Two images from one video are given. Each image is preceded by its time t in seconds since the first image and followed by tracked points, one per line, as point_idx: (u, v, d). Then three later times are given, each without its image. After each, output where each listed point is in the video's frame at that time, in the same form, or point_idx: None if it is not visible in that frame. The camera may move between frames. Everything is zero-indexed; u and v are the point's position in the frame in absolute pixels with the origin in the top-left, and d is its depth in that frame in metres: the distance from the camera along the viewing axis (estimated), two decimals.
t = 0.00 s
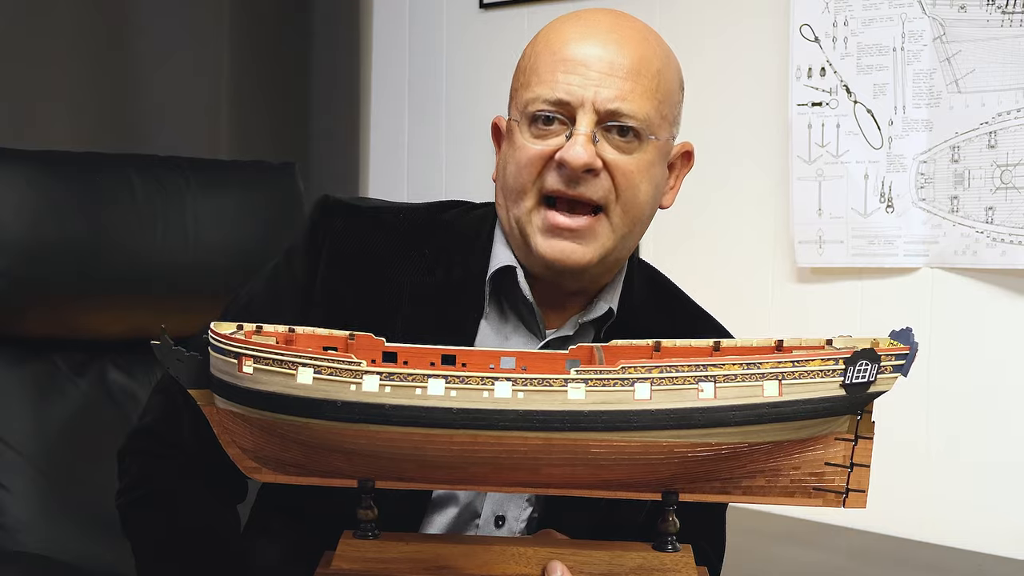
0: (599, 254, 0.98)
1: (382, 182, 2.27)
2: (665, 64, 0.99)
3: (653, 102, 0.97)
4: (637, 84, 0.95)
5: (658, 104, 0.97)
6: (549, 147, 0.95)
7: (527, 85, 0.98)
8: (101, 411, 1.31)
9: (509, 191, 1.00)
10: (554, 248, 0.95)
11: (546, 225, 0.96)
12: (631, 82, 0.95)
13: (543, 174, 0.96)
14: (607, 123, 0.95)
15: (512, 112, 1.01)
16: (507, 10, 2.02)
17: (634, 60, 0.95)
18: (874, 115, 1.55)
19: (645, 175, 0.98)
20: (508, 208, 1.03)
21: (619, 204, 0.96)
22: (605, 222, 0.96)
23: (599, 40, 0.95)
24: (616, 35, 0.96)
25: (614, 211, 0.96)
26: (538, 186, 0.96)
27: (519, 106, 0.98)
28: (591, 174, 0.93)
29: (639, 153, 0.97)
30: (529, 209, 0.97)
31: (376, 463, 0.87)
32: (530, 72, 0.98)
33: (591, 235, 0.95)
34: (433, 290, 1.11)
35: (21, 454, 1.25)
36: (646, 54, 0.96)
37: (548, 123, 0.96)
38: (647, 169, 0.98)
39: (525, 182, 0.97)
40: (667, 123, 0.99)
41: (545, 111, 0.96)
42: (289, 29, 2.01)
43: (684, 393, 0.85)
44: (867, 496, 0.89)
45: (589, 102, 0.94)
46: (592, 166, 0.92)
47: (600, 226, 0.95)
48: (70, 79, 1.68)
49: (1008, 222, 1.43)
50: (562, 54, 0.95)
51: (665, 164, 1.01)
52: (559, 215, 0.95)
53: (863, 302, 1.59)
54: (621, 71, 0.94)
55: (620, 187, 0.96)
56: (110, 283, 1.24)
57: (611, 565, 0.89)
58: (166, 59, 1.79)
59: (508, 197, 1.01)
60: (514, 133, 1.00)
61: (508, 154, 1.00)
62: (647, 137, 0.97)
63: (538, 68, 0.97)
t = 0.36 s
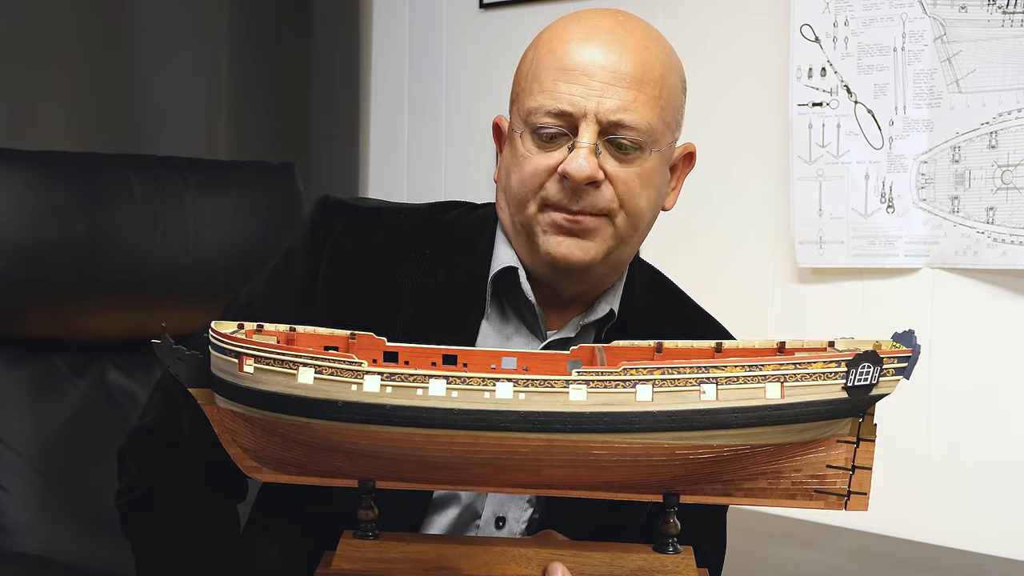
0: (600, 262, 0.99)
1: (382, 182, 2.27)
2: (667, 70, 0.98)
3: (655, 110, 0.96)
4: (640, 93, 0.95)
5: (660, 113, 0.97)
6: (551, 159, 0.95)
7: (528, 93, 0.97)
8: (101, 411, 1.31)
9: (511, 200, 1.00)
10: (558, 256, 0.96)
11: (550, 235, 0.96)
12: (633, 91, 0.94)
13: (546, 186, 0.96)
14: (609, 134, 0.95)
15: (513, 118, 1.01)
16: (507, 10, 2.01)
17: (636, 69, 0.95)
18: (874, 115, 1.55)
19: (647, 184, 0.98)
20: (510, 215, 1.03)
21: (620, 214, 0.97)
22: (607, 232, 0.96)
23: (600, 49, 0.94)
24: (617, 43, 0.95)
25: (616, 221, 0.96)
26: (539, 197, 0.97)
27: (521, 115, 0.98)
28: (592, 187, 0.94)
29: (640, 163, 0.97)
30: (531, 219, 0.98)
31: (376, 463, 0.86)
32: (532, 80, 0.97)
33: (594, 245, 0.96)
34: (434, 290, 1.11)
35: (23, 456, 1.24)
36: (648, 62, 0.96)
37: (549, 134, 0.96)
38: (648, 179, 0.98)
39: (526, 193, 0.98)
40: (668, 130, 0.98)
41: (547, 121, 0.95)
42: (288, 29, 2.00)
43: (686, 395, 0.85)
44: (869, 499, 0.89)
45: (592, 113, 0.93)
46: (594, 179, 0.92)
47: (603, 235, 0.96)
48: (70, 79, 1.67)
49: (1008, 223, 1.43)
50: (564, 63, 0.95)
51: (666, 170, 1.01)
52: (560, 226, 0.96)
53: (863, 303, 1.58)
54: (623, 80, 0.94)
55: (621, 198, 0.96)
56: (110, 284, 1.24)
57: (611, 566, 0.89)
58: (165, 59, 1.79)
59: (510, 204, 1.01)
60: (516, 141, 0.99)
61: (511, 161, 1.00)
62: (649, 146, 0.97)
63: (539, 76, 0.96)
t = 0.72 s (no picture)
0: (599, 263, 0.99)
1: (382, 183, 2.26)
2: (665, 70, 0.98)
3: (653, 111, 0.96)
4: (638, 93, 0.94)
5: (659, 113, 0.97)
6: (550, 161, 0.95)
7: (526, 94, 0.97)
8: (101, 411, 1.31)
9: (510, 201, 1.00)
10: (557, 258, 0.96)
11: (549, 237, 0.96)
12: (631, 92, 0.94)
13: (545, 188, 0.96)
14: (608, 135, 0.94)
15: (511, 119, 1.00)
16: (507, 11, 2.01)
17: (634, 70, 0.94)
18: (875, 115, 1.55)
19: (646, 184, 0.98)
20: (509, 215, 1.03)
21: (619, 215, 0.96)
22: (606, 233, 0.96)
23: (598, 49, 0.94)
24: (615, 43, 0.95)
25: (615, 222, 0.96)
26: (538, 198, 0.96)
27: (519, 115, 0.97)
28: (592, 187, 0.93)
29: (639, 163, 0.96)
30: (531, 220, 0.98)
31: (377, 466, 0.86)
32: (530, 80, 0.97)
33: (593, 246, 0.96)
34: (435, 290, 1.11)
35: (22, 458, 1.24)
36: (646, 63, 0.96)
37: (548, 135, 0.96)
38: (647, 179, 0.98)
39: (525, 194, 0.97)
40: (667, 130, 0.98)
41: (545, 123, 0.95)
42: (288, 29, 2.00)
43: (688, 397, 0.85)
44: (870, 501, 0.88)
45: (590, 114, 0.93)
46: (593, 180, 0.92)
47: (602, 237, 0.96)
48: (70, 79, 1.67)
49: (1009, 223, 1.43)
50: (562, 63, 0.94)
51: (665, 170, 1.01)
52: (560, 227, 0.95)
53: (863, 303, 1.58)
54: (621, 81, 0.94)
55: (620, 198, 0.96)
56: (110, 284, 1.23)
57: (613, 568, 0.88)
58: (165, 59, 1.79)
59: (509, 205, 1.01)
60: (514, 142, 0.99)
61: (509, 162, 1.00)
62: (647, 147, 0.96)
63: (537, 77, 0.96)
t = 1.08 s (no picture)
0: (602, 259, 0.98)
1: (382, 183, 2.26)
2: (665, 65, 0.98)
3: (655, 105, 0.96)
4: (640, 87, 0.95)
5: (659, 107, 0.97)
6: (554, 155, 0.95)
7: (527, 89, 0.97)
8: (100, 412, 1.31)
9: (512, 197, 0.99)
10: (560, 254, 0.95)
11: (552, 233, 0.95)
12: (633, 85, 0.94)
13: (548, 183, 0.95)
14: (611, 128, 0.95)
15: (511, 116, 1.00)
16: (507, 11, 2.01)
17: (636, 63, 0.95)
18: (875, 115, 1.55)
19: (648, 180, 0.98)
20: (511, 213, 1.02)
21: (623, 211, 0.96)
22: (610, 230, 0.96)
23: (599, 43, 0.94)
24: (616, 37, 0.95)
25: (620, 218, 0.96)
26: (542, 193, 0.96)
27: (520, 111, 0.97)
28: (595, 182, 0.93)
29: (641, 158, 0.97)
30: (534, 216, 0.97)
31: (376, 465, 0.86)
32: (530, 75, 0.97)
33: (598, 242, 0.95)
34: (436, 289, 1.10)
35: (21, 459, 1.24)
36: (647, 57, 0.96)
37: (550, 129, 0.96)
38: (649, 174, 0.98)
39: (529, 189, 0.97)
40: (668, 125, 0.99)
41: (548, 117, 0.95)
42: (288, 29, 2.00)
43: (688, 396, 0.84)
44: (869, 501, 0.88)
45: (593, 107, 0.93)
46: (598, 173, 0.92)
47: (606, 233, 0.95)
48: (68, 80, 1.66)
49: (1010, 223, 1.42)
50: (563, 57, 0.94)
51: (665, 166, 1.01)
52: (563, 223, 0.95)
53: (863, 304, 1.58)
54: (623, 74, 0.94)
55: (623, 193, 0.96)
56: (110, 284, 1.23)
57: (612, 568, 0.88)
58: (164, 59, 1.79)
59: (511, 202, 1.01)
60: (515, 138, 0.99)
61: (510, 159, 0.99)
62: (649, 141, 0.97)
63: (538, 72, 0.96)
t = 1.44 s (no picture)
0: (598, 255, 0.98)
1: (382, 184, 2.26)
2: (660, 61, 0.98)
3: (649, 101, 0.96)
4: (634, 82, 0.95)
5: (654, 103, 0.97)
6: (547, 151, 0.95)
7: (521, 86, 0.97)
8: (99, 413, 1.30)
9: (507, 194, 0.99)
10: (555, 251, 0.95)
11: (547, 229, 0.95)
12: (627, 81, 0.94)
13: (542, 179, 0.95)
14: (605, 124, 0.95)
15: (505, 113, 1.00)
16: (507, 11, 2.01)
17: (629, 60, 0.95)
18: (876, 115, 1.55)
19: (643, 175, 0.98)
20: (506, 210, 1.02)
21: (618, 206, 0.96)
22: (605, 225, 0.95)
23: (592, 40, 0.94)
24: (610, 34, 0.95)
25: (615, 213, 0.95)
26: (536, 189, 0.96)
27: (514, 108, 0.97)
28: (589, 177, 0.93)
29: (635, 153, 0.96)
30: (529, 212, 0.97)
31: (375, 462, 0.86)
32: (524, 73, 0.97)
33: (593, 238, 0.95)
34: (434, 290, 1.10)
35: (21, 459, 1.24)
36: (641, 53, 0.96)
37: (544, 125, 0.96)
38: (644, 170, 0.98)
39: (523, 185, 0.97)
40: (663, 121, 0.99)
41: (541, 113, 0.95)
42: (288, 30, 2.00)
43: (684, 392, 0.84)
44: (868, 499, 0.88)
45: (586, 102, 0.93)
46: (591, 168, 0.92)
47: (602, 229, 0.95)
48: (68, 81, 1.58)
49: (1011, 224, 1.42)
50: (557, 54, 0.95)
51: (661, 163, 1.01)
52: (558, 218, 0.94)
53: (863, 304, 1.58)
54: (617, 70, 0.94)
55: (618, 189, 0.96)
56: (112, 285, 1.24)
57: (610, 566, 0.88)
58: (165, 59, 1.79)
59: (505, 199, 1.01)
60: (509, 136, 0.99)
61: (505, 156, 0.99)
62: (644, 137, 0.97)
63: (532, 69, 0.96)
